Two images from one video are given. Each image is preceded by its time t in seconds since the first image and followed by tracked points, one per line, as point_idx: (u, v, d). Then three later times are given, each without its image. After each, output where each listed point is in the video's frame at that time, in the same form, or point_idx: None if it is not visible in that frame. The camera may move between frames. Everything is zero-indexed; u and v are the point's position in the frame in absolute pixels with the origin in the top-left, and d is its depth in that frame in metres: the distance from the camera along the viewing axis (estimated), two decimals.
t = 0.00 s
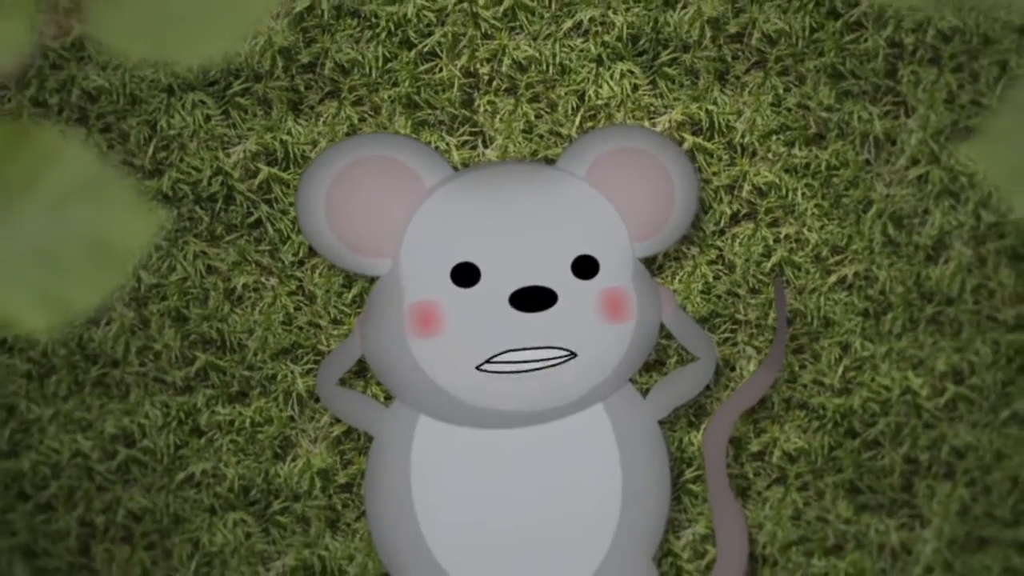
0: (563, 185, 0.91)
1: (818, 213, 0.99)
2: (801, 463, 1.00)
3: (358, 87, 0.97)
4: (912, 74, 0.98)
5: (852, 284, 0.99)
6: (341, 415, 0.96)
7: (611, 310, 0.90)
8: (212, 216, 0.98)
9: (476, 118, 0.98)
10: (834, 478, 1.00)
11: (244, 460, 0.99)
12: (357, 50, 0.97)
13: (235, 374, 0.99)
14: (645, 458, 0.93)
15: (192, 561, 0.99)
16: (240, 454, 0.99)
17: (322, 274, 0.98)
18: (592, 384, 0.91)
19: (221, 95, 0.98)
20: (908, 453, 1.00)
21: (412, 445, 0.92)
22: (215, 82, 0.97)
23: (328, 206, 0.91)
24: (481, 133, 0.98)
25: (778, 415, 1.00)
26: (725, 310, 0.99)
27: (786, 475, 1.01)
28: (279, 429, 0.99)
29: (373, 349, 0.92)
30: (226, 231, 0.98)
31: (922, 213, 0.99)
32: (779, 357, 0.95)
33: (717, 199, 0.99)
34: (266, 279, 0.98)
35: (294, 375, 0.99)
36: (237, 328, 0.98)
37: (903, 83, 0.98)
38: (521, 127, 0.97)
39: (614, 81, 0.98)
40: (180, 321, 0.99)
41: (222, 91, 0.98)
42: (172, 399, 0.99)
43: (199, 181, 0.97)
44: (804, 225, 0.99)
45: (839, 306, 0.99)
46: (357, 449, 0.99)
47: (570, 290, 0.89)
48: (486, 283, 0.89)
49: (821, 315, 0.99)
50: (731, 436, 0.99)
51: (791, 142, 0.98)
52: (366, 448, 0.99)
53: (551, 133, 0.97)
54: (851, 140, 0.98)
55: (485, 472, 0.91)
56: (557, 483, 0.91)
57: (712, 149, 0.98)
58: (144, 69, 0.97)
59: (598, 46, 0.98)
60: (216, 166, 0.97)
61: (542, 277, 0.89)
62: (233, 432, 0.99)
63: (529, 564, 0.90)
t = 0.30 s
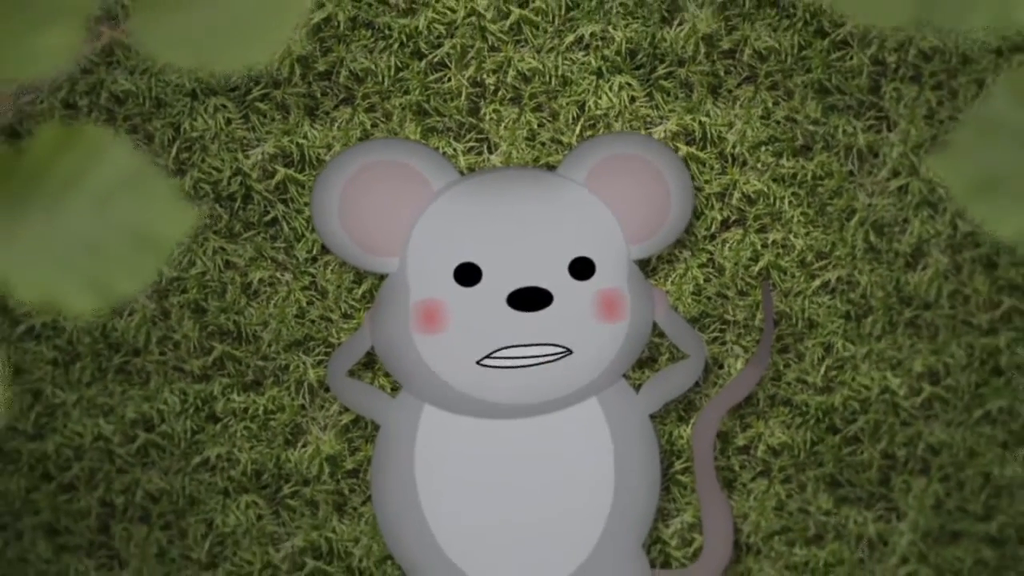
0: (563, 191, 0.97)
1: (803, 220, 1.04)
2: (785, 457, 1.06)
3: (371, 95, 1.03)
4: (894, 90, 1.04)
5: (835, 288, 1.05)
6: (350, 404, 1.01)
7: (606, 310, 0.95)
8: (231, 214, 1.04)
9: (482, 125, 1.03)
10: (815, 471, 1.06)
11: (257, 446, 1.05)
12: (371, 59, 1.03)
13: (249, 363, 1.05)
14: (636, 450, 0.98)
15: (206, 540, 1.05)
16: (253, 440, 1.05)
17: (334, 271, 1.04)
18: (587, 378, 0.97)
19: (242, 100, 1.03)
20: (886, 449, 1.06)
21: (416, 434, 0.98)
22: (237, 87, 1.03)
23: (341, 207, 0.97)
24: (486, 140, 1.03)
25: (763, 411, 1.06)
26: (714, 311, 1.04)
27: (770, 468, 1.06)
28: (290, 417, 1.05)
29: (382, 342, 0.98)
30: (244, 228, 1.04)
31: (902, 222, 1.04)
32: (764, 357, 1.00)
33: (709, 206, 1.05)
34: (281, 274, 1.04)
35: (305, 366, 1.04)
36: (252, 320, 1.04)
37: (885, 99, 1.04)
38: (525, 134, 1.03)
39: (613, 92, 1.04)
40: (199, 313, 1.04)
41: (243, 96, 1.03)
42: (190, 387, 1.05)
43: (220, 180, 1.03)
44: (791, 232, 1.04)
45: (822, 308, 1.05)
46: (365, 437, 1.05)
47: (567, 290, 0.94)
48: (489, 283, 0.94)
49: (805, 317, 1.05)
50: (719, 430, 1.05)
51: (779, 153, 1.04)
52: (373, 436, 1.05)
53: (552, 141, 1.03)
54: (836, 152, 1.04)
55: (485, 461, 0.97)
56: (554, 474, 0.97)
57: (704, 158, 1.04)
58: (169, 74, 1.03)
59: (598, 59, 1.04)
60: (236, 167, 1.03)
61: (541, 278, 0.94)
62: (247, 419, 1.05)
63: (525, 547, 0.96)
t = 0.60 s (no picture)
0: (561, 197, 1.02)
1: (790, 227, 1.10)
2: (769, 451, 1.12)
3: (383, 101, 1.09)
4: (878, 105, 1.10)
5: (819, 292, 1.10)
6: (358, 394, 1.07)
7: (600, 310, 1.01)
8: (248, 212, 1.09)
9: (487, 132, 1.09)
10: (798, 465, 1.12)
11: (269, 433, 1.11)
12: (383, 68, 1.09)
13: (263, 354, 1.10)
14: (628, 442, 1.04)
15: (219, 522, 1.11)
16: (265, 427, 1.11)
17: (344, 267, 1.09)
18: (583, 374, 1.02)
19: (261, 105, 1.09)
20: (865, 445, 1.12)
21: (421, 422, 1.04)
22: (256, 92, 1.09)
23: (353, 210, 1.03)
24: (491, 146, 1.09)
25: (750, 408, 1.12)
26: (705, 311, 1.10)
27: (755, 462, 1.12)
28: (301, 406, 1.10)
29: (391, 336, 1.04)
30: (260, 226, 1.10)
31: (884, 231, 1.10)
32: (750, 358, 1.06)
33: (702, 212, 1.11)
34: (294, 270, 1.10)
35: (316, 357, 1.10)
36: (267, 313, 1.10)
37: (870, 113, 1.10)
38: (528, 141, 1.09)
39: (612, 103, 1.09)
40: (216, 305, 1.10)
41: (262, 101, 1.09)
42: (206, 375, 1.10)
43: (238, 180, 1.09)
44: (778, 238, 1.10)
45: (807, 311, 1.10)
46: (371, 425, 1.11)
47: (563, 291, 1.00)
48: (488, 282, 1.00)
49: (791, 318, 1.10)
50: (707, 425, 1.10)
51: (769, 163, 1.10)
52: (379, 425, 1.10)
53: (554, 148, 1.09)
54: (822, 163, 1.10)
55: (486, 450, 1.03)
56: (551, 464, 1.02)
57: (698, 166, 1.10)
58: (192, 79, 1.09)
59: (599, 71, 1.09)
60: (254, 168, 1.09)
61: (538, 279, 1.00)
62: (260, 407, 1.10)
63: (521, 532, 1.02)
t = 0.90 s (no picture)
0: (561, 202, 1.08)
1: (778, 233, 1.16)
2: (755, 446, 1.17)
3: (394, 107, 1.15)
4: (864, 119, 1.16)
5: (805, 296, 1.16)
6: (365, 385, 1.14)
7: (596, 310, 1.06)
8: (264, 210, 1.15)
9: (492, 139, 1.15)
10: (782, 460, 1.17)
11: (280, 420, 1.16)
12: (394, 76, 1.15)
13: (276, 346, 1.16)
14: (621, 434, 1.10)
15: (231, 504, 1.16)
16: (277, 415, 1.16)
17: (354, 264, 1.15)
18: (580, 369, 1.07)
19: (278, 109, 1.15)
20: (847, 442, 1.17)
21: (424, 412, 1.10)
22: (274, 97, 1.15)
23: (363, 214, 1.09)
24: (496, 152, 1.15)
25: (737, 404, 1.17)
26: (696, 312, 1.16)
27: (742, 456, 1.17)
28: (311, 395, 1.16)
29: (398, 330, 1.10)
30: (275, 223, 1.15)
31: (868, 238, 1.16)
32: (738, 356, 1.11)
33: (695, 218, 1.16)
34: (307, 267, 1.16)
35: (326, 349, 1.16)
36: (280, 307, 1.16)
37: (855, 127, 1.16)
38: (531, 148, 1.14)
39: (611, 113, 1.15)
40: (232, 299, 1.16)
41: (279, 105, 1.15)
42: (222, 365, 1.16)
43: (255, 180, 1.15)
44: (767, 243, 1.16)
45: (793, 313, 1.16)
46: (377, 415, 1.16)
47: (561, 291, 1.05)
48: (490, 282, 1.05)
49: (777, 320, 1.16)
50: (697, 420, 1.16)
51: (759, 172, 1.16)
52: (385, 415, 1.16)
53: (555, 155, 1.14)
54: (810, 173, 1.16)
55: (487, 440, 1.08)
56: (548, 454, 1.08)
57: (691, 174, 1.16)
58: (213, 83, 1.15)
59: (599, 82, 1.15)
60: (270, 169, 1.15)
61: (537, 280, 1.05)
62: (272, 396, 1.16)
63: (518, 519, 1.07)
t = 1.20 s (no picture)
0: (561, 205, 1.14)
1: (767, 239, 1.22)
2: (742, 441, 1.23)
3: (404, 113, 1.21)
4: (850, 132, 1.22)
5: (792, 299, 1.22)
6: (372, 377, 1.19)
7: (594, 307, 1.12)
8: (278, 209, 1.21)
9: (497, 145, 1.21)
10: (768, 455, 1.23)
11: (290, 409, 1.22)
12: (405, 83, 1.21)
13: (287, 338, 1.22)
14: (615, 428, 1.16)
15: (242, 489, 1.22)
16: (287, 404, 1.22)
17: (364, 262, 1.21)
18: (578, 364, 1.13)
19: (294, 113, 1.21)
20: (829, 438, 1.23)
21: (427, 405, 1.15)
22: (290, 101, 1.21)
23: (375, 217, 1.15)
24: (500, 157, 1.21)
25: (726, 401, 1.23)
26: (688, 313, 1.22)
27: (729, 450, 1.23)
28: (321, 385, 1.22)
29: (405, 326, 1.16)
30: (288, 222, 1.21)
31: (852, 245, 1.22)
32: (727, 355, 1.17)
33: (688, 223, 1.22)
34: (319, 263, 1.21)
35: (335, 342, 1.22)
36: (292, 301, 1.22)
37: (842, 139, 1.22)
38: (533, 154, 1.20)
39: (610, 122, 1.21)
40: (247, 293, 1.22)
41: (295, 109, 1.21)
42: (236, 355, 1.22)
43: (271, 180, 1.21)
44: (756, 248, 1.22)
45: (780, 315, 1.22)
46: (383, 406, 1.22)
47: (561, 289, 1.11)
48: (492, 280, 1.11)
49: (765, 321, 1.22)
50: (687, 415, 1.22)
51: (750, 180, 1.22)
52: (390, 406, 1.22)
53: (557, 161, 1.20)
54: (798, 182, 1.22)
55: (488, 432, 1.14)
56: (546, 445, 1.14)
57: (686, 181, 1.22)
58: (232, 87, 1.20)
59: (599, 93, 1.21)
60: (285, 169, 1.21)
61: (537, 278, 1.11)
62: (282, 385, 1.22)
63: (517, 507, 1.13)
